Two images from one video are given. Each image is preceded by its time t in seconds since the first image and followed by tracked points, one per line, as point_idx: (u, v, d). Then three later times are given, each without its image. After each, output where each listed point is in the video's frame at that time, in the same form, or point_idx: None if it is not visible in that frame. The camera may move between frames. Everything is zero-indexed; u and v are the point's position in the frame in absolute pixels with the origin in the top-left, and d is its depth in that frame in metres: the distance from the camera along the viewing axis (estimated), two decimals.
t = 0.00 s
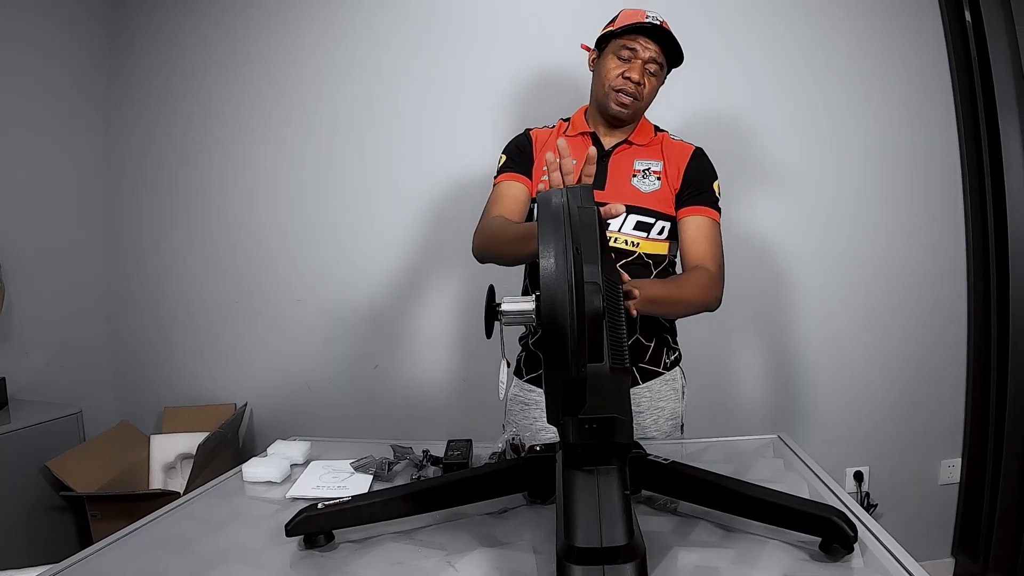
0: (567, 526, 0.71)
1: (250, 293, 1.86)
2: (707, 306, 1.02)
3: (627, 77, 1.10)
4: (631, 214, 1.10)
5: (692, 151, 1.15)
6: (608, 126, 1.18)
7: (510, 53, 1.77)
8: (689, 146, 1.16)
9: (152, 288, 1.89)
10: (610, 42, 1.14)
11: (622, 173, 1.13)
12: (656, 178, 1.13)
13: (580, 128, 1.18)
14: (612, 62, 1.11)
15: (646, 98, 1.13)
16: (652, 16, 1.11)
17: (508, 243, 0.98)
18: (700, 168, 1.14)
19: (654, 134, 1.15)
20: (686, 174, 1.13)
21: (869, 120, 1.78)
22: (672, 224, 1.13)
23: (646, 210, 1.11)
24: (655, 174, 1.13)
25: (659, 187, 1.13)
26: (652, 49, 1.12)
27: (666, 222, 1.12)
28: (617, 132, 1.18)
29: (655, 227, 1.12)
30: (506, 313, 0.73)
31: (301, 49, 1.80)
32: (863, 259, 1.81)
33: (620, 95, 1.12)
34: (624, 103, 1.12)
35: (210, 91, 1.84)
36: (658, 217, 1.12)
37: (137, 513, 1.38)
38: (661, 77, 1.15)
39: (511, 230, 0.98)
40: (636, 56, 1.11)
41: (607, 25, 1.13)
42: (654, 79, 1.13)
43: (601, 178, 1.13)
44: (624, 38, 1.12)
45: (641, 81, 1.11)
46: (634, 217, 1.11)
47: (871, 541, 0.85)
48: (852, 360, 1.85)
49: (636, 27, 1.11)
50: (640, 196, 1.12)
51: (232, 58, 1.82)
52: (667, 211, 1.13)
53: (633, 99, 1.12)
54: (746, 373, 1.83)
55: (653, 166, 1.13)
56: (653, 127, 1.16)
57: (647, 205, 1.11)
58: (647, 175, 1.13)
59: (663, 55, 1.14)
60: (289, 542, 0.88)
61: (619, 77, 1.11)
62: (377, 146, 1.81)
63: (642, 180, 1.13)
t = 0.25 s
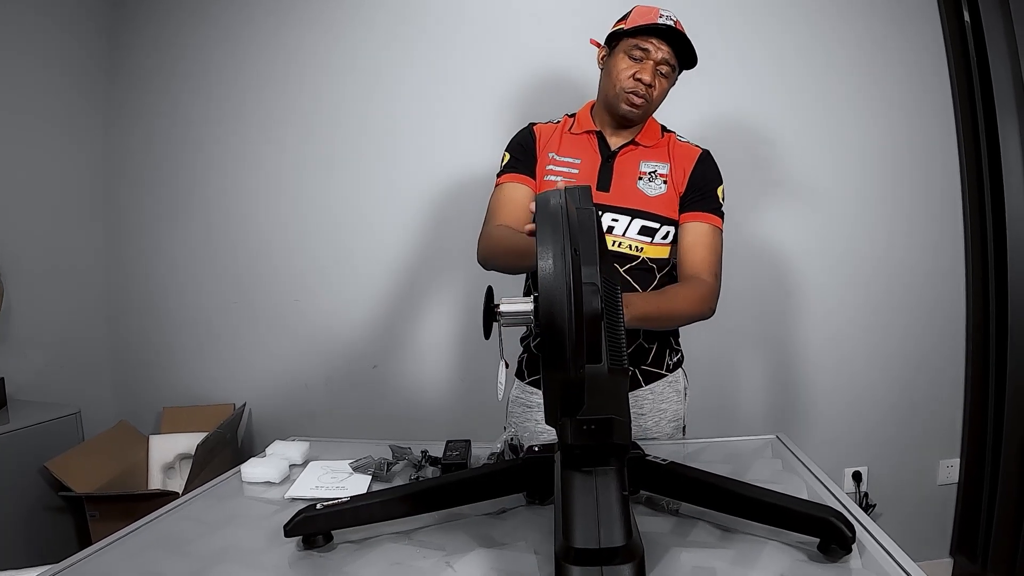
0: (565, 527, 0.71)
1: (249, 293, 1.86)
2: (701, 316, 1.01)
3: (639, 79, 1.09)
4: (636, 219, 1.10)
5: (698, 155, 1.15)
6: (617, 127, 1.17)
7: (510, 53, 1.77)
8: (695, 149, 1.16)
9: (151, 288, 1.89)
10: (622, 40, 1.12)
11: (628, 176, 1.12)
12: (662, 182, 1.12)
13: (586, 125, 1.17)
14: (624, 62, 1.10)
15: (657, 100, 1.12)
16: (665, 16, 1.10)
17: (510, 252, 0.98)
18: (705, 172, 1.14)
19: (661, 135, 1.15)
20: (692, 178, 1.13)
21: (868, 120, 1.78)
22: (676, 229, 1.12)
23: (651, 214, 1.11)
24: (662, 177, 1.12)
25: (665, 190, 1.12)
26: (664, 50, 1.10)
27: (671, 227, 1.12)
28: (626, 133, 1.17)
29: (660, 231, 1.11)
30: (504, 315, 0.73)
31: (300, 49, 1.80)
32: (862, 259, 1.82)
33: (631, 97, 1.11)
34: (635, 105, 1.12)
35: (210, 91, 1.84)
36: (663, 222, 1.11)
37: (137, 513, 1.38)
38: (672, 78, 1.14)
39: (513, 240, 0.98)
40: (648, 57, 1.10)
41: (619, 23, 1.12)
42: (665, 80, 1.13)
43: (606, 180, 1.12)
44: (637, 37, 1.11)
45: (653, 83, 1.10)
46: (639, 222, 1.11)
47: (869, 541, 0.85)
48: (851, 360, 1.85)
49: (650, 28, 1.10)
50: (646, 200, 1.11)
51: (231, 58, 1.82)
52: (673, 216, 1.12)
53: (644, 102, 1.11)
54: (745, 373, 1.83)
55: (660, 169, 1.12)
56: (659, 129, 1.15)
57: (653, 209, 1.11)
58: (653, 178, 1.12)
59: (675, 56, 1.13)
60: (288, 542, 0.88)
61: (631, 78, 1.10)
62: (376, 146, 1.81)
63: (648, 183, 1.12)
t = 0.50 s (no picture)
0: (561, 528, 0.71)
1: (247, 293, 1.86)
2: (699, 323, 1.01)
3: (645, 81, 1.09)
4: (638, 222, 1.10)
5: (703, 157, 1.15)
6: (621, 128, 1.17)
7: (508, 54, 1.77)
8: (699, 152, 1.15)
9: (148, 287, 1.89)
10: (630, 41, 1.12)
11: (631, 177, 1.12)
12: (666, 185, 1.12)
13: (589, 124, 1.17)
14: (631, 64, 1.10)
15: (663, 103, 1.12)
16: (676, 18, 1.10)
17: (505, 254, 0.98)
18: (709, 175, 1.14)
19: (665, 137, 1.15)
20: (695, 181, 1.13)
21: (865, 120, 1.79)
22: (678, 233, 1.12)
23: (653, 218, 1.10)
24: (666, 180, 1.12)
25: (669, 193, 1.12)
26: (673, 53, 1.10)
27: (673, 231, 1.12)
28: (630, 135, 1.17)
29: (662, 235, 1.11)
30: (501, 316, 0.73)
31: (298, 49, 1.80)
32: (861, 259, 1.82)
33: (637, 100, 1.11)
34: (641, 108, 1.11)
35: (207, 91, 1.83)
36: (666, 226, 1.11)
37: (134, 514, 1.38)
38: (680, 81, 1.13)
39: (509, 243, 0.98)
40: (655, 59, 1.10)
41: (628, 24, 1.12)
42: (672, 83, 1.12)
43: (608, 181, 1.12)
44: (646, 39, 1.11)
45: (660, 86, 1.10)
46: (641, 225, 1.10)
47: (865, 541, 0.85)
48: (848, 360, 1.85)
49: (659, 30, 1.09)
50: (648, 203, 1.11)
51: (229, 58, 1.82)
52: (675, 220, 1.12)
53: (650, 105, 1.11)
54: (743, 374, 1.83)
55: (663, 171, 1.12)
56: (664, 130, 1.15)
57: (656, 212, 1.10)
58: (657, 180, 1.12)
59: (684, 59, 1.12)
60: (284, 543, 0.88)
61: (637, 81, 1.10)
62: (374, 145, 1.81)
63: (651, 185, 1.12)
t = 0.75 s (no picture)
0: (555, 529, 0.71)
1: (243, 292, 1.86)
2: (696, 325, 1.01)
3: (644, 76, 1.09)
4: (633, 224, 1.10)
5: (700, 160, 1.15)
6: (618, 126, 1.16)
7: (505, 53, 1.77)
8: (696, 154, 1.15)
9: (145, 287, 1.89)
10: (628, 38, 1.12)
11: (628, 179, 1.12)
12: (662, 187, 1.12)
13: (585, 124, 1.16)
14: (629, 59, 1.10)
15: (661, 100, 1.11)
16: (675, 16, 1.10)
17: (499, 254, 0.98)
18: (706, 178, 1.14)
19: (662, 138, 1.15)
20: (691, 184, 1.13)
21: (862, 119, 1.79)
22: (675, 237, 1.13)
23: (649, 221, 1.10)
24: (662, 182, 1.12)
25: (665, 196, 1.12)
26: (671, 49, 1.10)
27: (669, 234, 1.12)
28: (627, 133, 1.17)
29: (657, 238, 1.11)
30: (494, 316, 0.73)
31: (294, 48, 1.80)
32: (858, 258, 1.82)
33: (635, 94, 1.10)
34: (639, 103, 1.10)
35: (204, 90, 1.83)
36: (661, 229, 1.11)
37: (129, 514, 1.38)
38: (677, 79, 1.13)
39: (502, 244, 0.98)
40: (654, 55, 1.10)
41: (627, 21, 1.12)
42: (670, 80, 1.12)
43: (603, 183, 1.12)
44: (645, 36, 1.11)
45: (658, 81, 1.10)
46: (636, 228, 1.10)
47: (859, 541, 0.85)
48: (845, 359, 1.85)
49: (659, 26, 1.10)
50: (644, 205, 1.11)
51: (226, 58, 1.82)
52: (671, 223, 1.12)
53: (647, 99, 1.10)
54: (740, 373, 1.83)
55: (660, 173, 1.12)
56: (661, 131, 1.15)
57: (652, 215, 1.10)
58: (653, 182, 1.12)
59: (682, 56, 1.13)
60: (279, 543, 0.88)
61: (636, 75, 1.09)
62: (371, 145, 1.80)
63: (647, 187, 1.12)
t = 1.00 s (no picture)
0: (554, 528, 0.71)
1: (242, 292, 1.86)
2: (694, 323, 1.01)
3: (639, 75, 1.09)
4: (630, 223, 1.10)
5: (696, 156, 1.14)
6: (613, 124, 1.16)
7: (504, 53, 1.77)
8: (692, 150, 1.15)
9: (143, 287, 1.89)
10: (623, 36, 1.12)
11: (624, 178, 1.12)
12: (658, 185, 1.12)
13: (581, 123, 1.17)
14: (624, 58, 1.10)
15: (657, 98, 1.11)
16: (669, 14, 1.11)
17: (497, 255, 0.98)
18: (703, 173, 1.13)
19: (658, 136, 1.15)
20: (688, 180, 1.13)
21: (860, 119, 1.79)
22: (672, 234, 1.12)
23: (646, 219, 1.10)
24: (659, 180, 1.12)
25: (662, 193, 1.12)
26: (667, 48, 1.10)
27: (666, 232, 1.12)
28: (622, 131, 1.17)
29: (655, 236, 1.11)
30: (492, 315, 0.73)
31: (293, 48, 1.80)
32: (856, 258, 1.82)
33: (630, 93, 1.11)
34: (634, 101, 1.11)
35: (202, 90, 1.83)
36: (659, 226, 1.11)
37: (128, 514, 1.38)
38: (672, 77, 1.14)
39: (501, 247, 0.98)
40: (649, 54, 1.10)
41: (620, 20, 1.12)
42: (666, 78, 1.12)
43: (600, 182, 1.12)
44: (640, 35, 1.11)
45: (654, 80, 1.10)
46: (634, 226, 1.10)
47: (858, 540, 0.85)
48: (844, 359, 1.85)
49: (653, 24, 1.10)
50: (641, 203, 1.11)
51: (224, 57, 1.82)
52: (668, 220, 1.12)
53: (643, 98, 1.10)
54: (739, 373, 1.83)
55: (656, 171, 1.12)
56: (656, 129, 1.15)
57: (649, 213, 1.10)
58: (650, 181, 1.12)
59: (677, 54, 1.13)
60: (278, 542, 0.88)
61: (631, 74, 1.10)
62: (369, 144, 1.80)
63: (644, 185, 1.11)
